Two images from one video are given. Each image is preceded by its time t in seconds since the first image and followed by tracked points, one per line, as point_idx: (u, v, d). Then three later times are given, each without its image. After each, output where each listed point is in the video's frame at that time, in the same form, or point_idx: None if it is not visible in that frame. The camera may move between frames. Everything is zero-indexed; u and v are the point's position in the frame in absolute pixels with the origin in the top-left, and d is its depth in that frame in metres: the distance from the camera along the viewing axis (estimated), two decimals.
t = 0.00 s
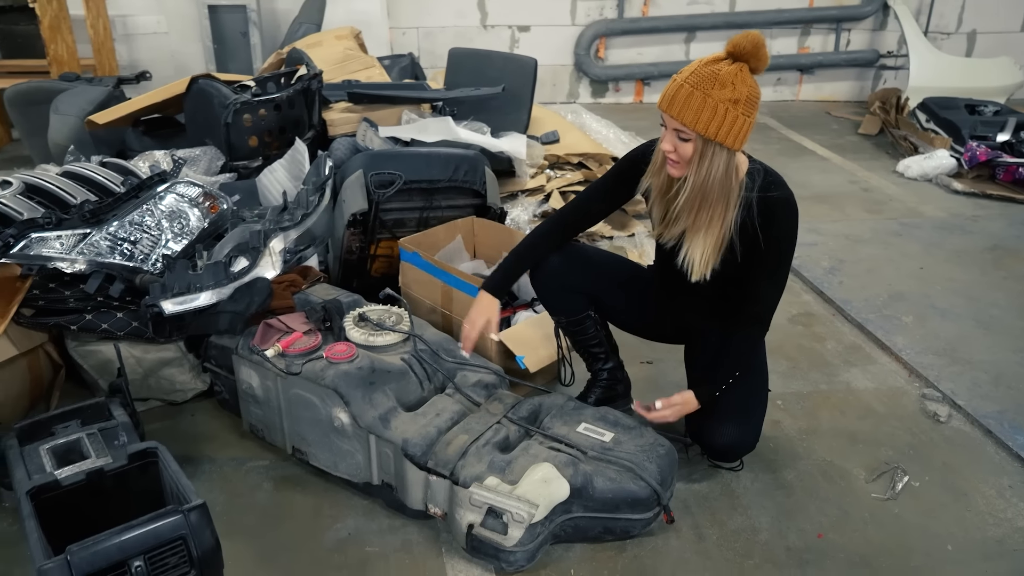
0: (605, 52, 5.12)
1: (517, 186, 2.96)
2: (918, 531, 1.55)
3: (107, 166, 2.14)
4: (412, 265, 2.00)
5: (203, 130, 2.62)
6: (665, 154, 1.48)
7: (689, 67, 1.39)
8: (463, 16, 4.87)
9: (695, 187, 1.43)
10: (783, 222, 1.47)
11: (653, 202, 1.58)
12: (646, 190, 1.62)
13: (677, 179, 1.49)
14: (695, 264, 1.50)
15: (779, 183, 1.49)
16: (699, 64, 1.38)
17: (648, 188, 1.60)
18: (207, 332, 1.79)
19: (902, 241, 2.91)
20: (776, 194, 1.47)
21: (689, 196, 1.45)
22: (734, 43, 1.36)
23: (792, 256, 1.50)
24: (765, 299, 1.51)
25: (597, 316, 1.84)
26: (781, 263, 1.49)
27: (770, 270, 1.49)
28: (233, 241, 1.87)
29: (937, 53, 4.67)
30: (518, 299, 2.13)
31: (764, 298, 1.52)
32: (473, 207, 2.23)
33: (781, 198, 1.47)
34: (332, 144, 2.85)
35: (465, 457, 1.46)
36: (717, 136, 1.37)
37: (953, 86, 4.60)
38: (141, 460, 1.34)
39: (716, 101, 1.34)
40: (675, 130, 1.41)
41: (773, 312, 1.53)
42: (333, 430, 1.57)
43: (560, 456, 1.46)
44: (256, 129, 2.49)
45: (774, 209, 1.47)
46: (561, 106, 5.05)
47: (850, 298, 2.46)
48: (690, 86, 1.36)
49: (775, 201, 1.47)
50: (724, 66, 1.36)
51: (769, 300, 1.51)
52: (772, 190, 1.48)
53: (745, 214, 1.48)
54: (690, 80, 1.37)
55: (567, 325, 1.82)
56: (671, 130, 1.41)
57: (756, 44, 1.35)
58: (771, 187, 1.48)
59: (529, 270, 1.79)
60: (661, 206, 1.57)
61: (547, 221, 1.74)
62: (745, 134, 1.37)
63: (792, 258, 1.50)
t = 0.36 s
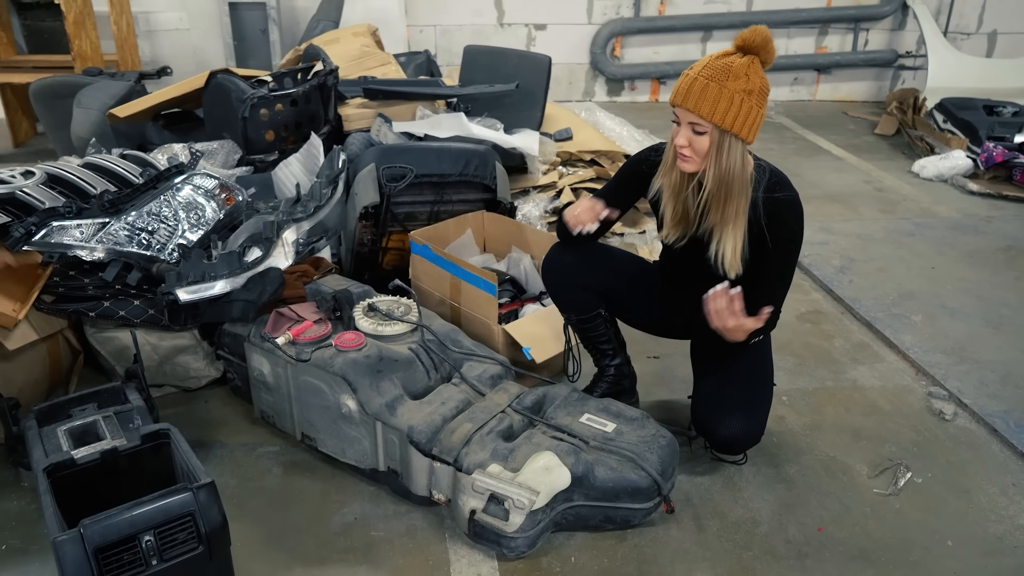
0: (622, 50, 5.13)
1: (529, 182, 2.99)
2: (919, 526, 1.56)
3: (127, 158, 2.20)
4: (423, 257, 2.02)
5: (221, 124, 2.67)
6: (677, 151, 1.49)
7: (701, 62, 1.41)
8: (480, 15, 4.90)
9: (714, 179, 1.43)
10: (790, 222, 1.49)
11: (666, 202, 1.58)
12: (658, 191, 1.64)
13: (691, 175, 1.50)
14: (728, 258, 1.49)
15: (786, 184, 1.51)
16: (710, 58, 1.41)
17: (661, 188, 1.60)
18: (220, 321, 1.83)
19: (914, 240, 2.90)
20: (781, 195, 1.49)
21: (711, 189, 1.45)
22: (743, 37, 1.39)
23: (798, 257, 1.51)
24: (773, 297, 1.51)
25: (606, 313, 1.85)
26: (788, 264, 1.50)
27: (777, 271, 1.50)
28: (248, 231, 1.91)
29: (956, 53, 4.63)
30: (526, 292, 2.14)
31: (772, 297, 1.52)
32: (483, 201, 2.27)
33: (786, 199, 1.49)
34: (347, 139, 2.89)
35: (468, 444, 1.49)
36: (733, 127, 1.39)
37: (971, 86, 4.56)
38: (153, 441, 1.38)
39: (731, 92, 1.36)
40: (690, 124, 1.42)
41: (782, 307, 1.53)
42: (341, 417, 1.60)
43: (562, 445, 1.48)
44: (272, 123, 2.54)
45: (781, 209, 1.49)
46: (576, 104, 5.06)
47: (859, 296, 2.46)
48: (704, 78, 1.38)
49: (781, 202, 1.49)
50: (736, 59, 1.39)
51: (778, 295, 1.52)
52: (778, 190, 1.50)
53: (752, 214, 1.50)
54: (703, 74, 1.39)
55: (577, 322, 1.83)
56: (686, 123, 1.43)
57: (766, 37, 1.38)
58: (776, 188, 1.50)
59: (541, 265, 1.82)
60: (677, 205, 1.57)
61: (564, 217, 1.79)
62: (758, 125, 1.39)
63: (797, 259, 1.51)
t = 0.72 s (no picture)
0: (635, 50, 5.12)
1: (539, 180, 2.99)
2: (923, 525, 1.55)
3: (142, 154, 2.23)
4: (432, 254, 2.03)
5: (234, 120, 2.69)
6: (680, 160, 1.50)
7: (692, 73, 1.41)
8: (493, 13, 4.91)
9: (709, 188, 1.44)
10: (800, 225, 1.50)
11: (672, 206, 1.60)
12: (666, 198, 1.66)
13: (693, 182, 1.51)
14: (719, 264, 1.50)
15: (794, 186, 1.52)
16: (700, 69, 1.41)
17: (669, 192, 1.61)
18: (230, 314, 1.84)
19: (925, 242, 2.88)
20: (791, 198, 1.50)
21: (706, 198, 1.46)
22: (731, 44, 1.37)
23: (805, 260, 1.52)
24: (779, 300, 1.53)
25: (615, 313, 1.86)
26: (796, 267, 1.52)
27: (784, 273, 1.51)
28: (259, 226, 1.95)
29: (973, 53, 4.59)
30: (534, 289, 2.16)
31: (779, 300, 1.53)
32: (492, 199, 2.28)
33: (796, 201, 1.50)
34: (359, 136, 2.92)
35: (473, 438, 1.50)
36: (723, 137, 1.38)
37: (988, 87, 4.52)
38: (162, 431, 1.41)
39: (717, 104, 1.35)
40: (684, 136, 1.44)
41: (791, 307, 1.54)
42: (348, 410, 1.62)
43: (566, 441, 1.49)
44: (284, 120, 2.56)
45: (789, 211, 1.50)
46: (589, 103, 5.07)
47: (869, 297, 2.46)
48: (690, 92, 1.39)
49: (790, 205, 1.50)
50: (723, 68, 1.37)
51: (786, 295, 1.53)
52: (787, 194, 1.51)
53: (760, 214, 1.50)
54: (690, 87, 1.39)
55: (585, 322, 1.84)
56: (680, 136, 1.44)
57: (752, 40, 1.34)
58: (785, 191, 1.50)
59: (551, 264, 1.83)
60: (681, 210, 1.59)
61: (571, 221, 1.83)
62: (752, 131, 1.36)
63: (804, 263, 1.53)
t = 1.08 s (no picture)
0: (646, 49, 5.11)
1: (549, 179, 2.99)
2: (935, 529, 1.53)
3: (153, 152, 2.24)
4: (441, 253, 2.03)
5: (246, 119, 2.70)
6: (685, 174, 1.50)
7: (685, 88, 1.41)
8: (505, 13, 4.90)
9: (716, 201, 1.44)
10: (806, 227, 1.48)
11: (680, 218, 1.61)
12: (673, 210, 1.65)
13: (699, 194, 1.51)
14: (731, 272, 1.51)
15: (803, 189, 1.50)
16: (693, 83, 1.40)
17: (675, 205, 1.63)
18: (240, 311, 1.85)
19: (939, 243, 2.85)
20: (798, 201, 1.48)
21: (713, 210, 1.46)
22: (719, 54, 1.36)
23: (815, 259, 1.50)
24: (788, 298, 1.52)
25: (624, 310, 1.85)
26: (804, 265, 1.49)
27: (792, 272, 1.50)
28: (269, 224, 1.94)
29: (989, 53, 4.53)
30: (542, 288, 2.16)
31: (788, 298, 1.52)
32: (501, 198, 2.27)
33: (803, 204, 1.48)
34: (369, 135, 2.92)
35: (480, 437, 1.49)
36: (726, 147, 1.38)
37: (1004, 87, 4.47)
38: (171, 428, 1.41)
39: (716, 117, 1.35)
40: (686, 152, 1.43)
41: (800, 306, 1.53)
42: (356, 408, 1.62)
43: (573, 440, 1.48)
44: (296, 119, 2.57)
45: (796, 215, 1.48)
46: (600, 102, 5.05)
47: (881, 298, 2.43)
48: (687, 109, 1.38)
49: (797, 208, 1.48)
50: (716, 79, 1.37)
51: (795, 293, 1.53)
52: (794, 197, 1.49)
53: (767, 218, 1.48)
54: (685, 103, 1.39)
55: (593, 319, 1.83)
56: (682, 153, 1.44)
57: (741, 48, 1.33)
58: (793, 194, 1.49)
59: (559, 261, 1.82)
60: (691, 220, 1.59)
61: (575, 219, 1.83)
62: (753, 138, 1.37)
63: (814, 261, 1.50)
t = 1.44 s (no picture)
0: (649, 50, 5.09)
1: (552, 181, 2.97)
2: (944, 537, 1.51)
3: (153, 154, 2.23)
4: (442, 255, 2.02)
5: (246, 120, 2.68)
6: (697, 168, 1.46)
7: (703, 78, 1.38)
8: (507, 14, 4.89)
9: (733, 194, 1.40)
10: (814, 226, 1.46)
11: (687, 214, 1.56)
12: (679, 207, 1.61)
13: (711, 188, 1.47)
14: (736, 266, 1.48)
15: (810, 187, 1.48)
16: (711, 74, 1.37)
17: (681, 201, 1.58)
18: (240, 315, 1.86)
19: (945, 245, 2.83)
20: (805, 198, 1.46)
21: (729, 204, 1.42)
22: (739, 45, 1.34)
23: (824, 260, 1.48)
24: (796, 301, 1.49)
25: (626, 314, 1.82)
26: (813, 266, 1.48)
27: (801, 272, 1.48)
28: (269, 227, 1.93)
29: (994, 54, 4.51)
30: (545, 292, 2.15)
31: (797, 300, 1.49)
32: (504, 200, 2.26)
33: (811, 202, 1.46)
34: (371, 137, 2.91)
35: (482, 444, 1.48)
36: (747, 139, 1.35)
37: (1009, 88, 4.44)
38: (170, 434, 1.39)
39: (739, 108, 1.32)
40: (703, 144, 1.39)
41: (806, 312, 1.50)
42: (357, 413, 1.60)
43: (576, 447, 1.47)
44: (297, 120, 2.55)
45: (804, 213, 1.46)
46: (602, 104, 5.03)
47: (887, 301, 2.41)
48: (709, 99, 1.34)
49: (805, 206, 1.46)
50: (737, 70, 1.35)
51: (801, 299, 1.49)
52: (801, 194, 1.47)
53: (775, 216, 1.47)
54: (705, 93, 1.35)
55: (595, 322, 1.79)
56: (699, 145, 1.39)
57: (761, 40, 1.32)
58: (800, 191, 1.47)
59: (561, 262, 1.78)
60: (700, 216, 1.55)
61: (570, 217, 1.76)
62: (772, 130, 1.34)
63: (823, 263, 1.48)
